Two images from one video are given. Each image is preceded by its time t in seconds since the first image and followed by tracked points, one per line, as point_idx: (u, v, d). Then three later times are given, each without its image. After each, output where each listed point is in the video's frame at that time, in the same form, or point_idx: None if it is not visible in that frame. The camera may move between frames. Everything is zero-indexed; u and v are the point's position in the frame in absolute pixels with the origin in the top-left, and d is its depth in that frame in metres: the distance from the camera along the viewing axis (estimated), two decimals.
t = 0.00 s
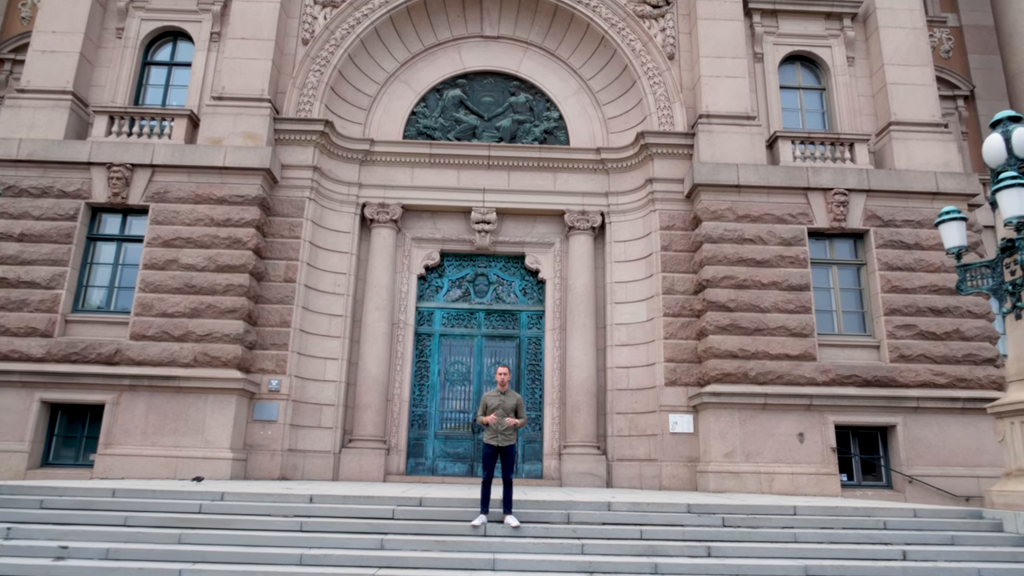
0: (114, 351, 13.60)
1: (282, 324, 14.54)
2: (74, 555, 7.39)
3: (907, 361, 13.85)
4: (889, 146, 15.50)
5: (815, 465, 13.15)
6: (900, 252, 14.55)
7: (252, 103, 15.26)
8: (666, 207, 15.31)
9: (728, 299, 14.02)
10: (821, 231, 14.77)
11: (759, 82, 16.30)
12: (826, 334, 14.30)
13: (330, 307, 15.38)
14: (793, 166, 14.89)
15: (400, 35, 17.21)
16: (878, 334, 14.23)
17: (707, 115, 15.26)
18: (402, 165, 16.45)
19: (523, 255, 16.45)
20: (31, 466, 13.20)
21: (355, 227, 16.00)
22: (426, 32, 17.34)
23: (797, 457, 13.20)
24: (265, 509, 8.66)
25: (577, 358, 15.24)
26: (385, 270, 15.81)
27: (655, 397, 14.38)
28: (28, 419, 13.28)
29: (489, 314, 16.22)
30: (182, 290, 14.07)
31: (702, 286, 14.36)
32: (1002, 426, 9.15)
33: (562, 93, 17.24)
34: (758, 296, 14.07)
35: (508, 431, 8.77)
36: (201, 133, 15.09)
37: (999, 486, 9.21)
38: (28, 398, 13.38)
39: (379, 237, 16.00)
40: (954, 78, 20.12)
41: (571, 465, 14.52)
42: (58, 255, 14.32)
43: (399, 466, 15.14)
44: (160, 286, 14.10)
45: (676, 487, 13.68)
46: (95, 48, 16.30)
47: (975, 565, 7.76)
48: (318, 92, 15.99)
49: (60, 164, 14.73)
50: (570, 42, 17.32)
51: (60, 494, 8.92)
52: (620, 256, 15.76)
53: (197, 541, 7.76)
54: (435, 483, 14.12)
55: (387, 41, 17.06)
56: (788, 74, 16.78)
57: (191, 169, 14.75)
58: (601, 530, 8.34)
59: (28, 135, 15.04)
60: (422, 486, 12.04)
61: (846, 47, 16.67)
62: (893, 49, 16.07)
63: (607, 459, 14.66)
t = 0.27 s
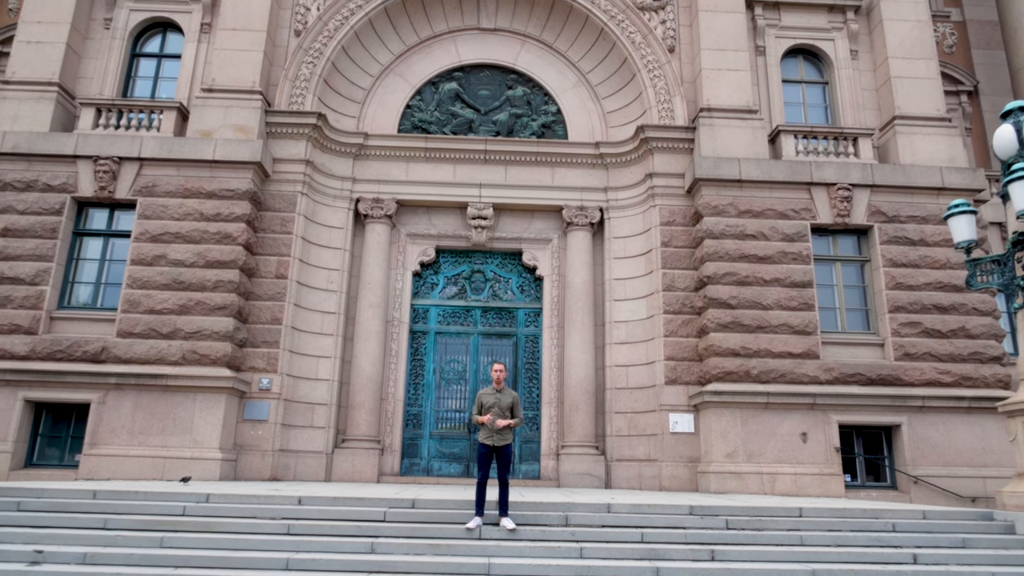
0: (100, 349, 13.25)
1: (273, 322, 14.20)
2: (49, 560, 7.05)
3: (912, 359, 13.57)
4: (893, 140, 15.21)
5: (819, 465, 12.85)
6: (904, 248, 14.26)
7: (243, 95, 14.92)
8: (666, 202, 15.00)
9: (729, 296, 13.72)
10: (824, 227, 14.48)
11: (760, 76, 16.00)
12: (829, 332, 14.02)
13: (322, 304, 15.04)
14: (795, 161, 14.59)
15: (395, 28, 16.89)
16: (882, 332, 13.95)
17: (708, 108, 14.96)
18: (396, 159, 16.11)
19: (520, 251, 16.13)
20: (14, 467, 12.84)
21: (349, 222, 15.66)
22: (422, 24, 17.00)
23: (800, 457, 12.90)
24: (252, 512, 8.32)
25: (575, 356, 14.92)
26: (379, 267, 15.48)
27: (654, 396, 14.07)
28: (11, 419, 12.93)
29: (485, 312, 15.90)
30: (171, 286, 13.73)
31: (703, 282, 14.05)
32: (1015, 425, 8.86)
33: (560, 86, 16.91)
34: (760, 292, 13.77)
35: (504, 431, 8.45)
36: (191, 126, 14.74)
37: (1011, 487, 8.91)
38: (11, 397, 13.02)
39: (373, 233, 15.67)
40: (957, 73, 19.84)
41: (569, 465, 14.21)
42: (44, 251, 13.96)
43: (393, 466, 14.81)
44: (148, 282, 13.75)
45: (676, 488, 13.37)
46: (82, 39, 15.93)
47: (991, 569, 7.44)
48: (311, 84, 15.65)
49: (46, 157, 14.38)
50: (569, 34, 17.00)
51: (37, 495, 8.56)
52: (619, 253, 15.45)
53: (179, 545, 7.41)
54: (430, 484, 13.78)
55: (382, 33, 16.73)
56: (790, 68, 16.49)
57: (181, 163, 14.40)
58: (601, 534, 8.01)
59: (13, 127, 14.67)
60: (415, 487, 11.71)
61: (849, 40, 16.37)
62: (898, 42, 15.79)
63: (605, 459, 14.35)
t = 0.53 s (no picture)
0: (86, 345, 12.91)
1: (264, 318, 13.86)
2: (21, 564, 6.71)
3: (918, 357, 13.27)
4: (898, 134, 14.91)
5: (823, 465, 12.55)
6: (910, 243, 13.96)
7: (234, 86, 14.57)
8: (666, 196, 14.68)
9: (731, 292, 13.41)
10: (828, 221, 14.18)
11: (763, 68, 15.69)
12: (833, 329, 13.72)
13: (315, 300, 14.70)
14: (798, 154, 14.28)
15: (391, 19, 16.55)
16: (887, 329, 13.65)
17: (709, 101, 14.64)
18: (391, 152, 15.78)
19: (518, 247, 15.81)
20: None
21: (342, 216, 15.32)
22: (418, 15, 16.66)
23: (804, 457, 12.59)
24: (236, 513, 7.98)
25: (573, 353, 14.60)
26: (374, 262, 15.14)
27: (655, 394, 13.75)
28: None
29: (482, 308, 15.58)
30: (159, 280, 13.38)
31: (704, 278, 13.74)
32: None
33: (559, 78, 16.57)
34: (763, 288, 13.47)
35: (500, 428, 8.11)
36: (180, 117, 14.40)
37: None
38: None
39: (367, 227, 15.33)
40: (961, 67, 19.52)
41: (567, 465, 13.89)
42: (29, 244, 13.61)
43: (388, 466, 14.47)
44: (135, 277, 13.40)
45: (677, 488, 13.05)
46: (70, 29, 15.57)
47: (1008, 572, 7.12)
48: (304, 75, 15.31)
49: (31, 148, 14.02)
50: (567, 26, 16.67)
51: (12, 495, 8.21)
52: (619, 248, 15.13)
53: (159, 548, 7.08)
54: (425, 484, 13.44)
55: (376, 24, 16.39)
56: (793, 60, 16.18)
57: (170, 155, 14.06)
58: (602, 536, 7.68)
59: None
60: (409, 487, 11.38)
61: (853, 32, 16.07)
62: (902, 33, 15.49)
63: (604, 459, 14.03)
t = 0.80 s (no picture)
0: (71, 340, 12.53)
1: (255, 312, 13.50)
2: None
3: (925, 353, 12.96)
4: (905, 125, 14.57)
5: (828, 464, 12.22)
6: (916, 237, 13.64)
7: (224, 74, 14.19)
8: (667, 189, 14.34)
9: (734, 286, 13.08)
10: (833, 214, 13.85)
11: (766, 58, 15.34)
12: (838, 324, 13.39)
13: (307, 294, 14.34)
14: (803, 145, 13.94)
15: (386, 7, 16.18)
16: (893, 324, 13.32)
17: (712, 91, 14.29)
18: (386, 143, 15.40)
19: (515, 241, 15.46)
20: None
21: (335, 209, 14.95)
22: (413, 4, 16.27)
23: (809, 456, 12.26)
24: (220, 514, 7.62)
25: (572, 349, 14.25)
26: (368, 256, 14.78)
27: (655, 391, 13.41)
28: None
29: (478, 303, 15.23)
30: (146, 274, 13.00)
31: (706, 272, 13.40)
32: None
33: (558, 69, 16.19)
34: (766, 283, 13.14)
35: (496, 426, 7.77)
36: (169, 107, 14.01)
37: None
38: None
39: (361, 220, 14.96)
40: (967, 59, 19.21)
41: (566, 464, 13.56)
42: (12, 236, 13.22)
43: (382, 465, 14.12)
44: (122, 270, 13.02)
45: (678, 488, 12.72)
46: (56, 16, 15.17)
47: None
48: (296, 64, 14.93)
49: (15, 138, 13.63)
50: (566, 15, 16.30)
51: None
52: (619, 242, 14.79)
53: (136, 552, 6.72)
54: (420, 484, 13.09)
55: (371, 13, 16.01)
56: (796, 51, 15.84)
57: (158, 145, 13.67)
58: (602, 538, 7.34)
59: None
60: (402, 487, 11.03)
61: (857, 22, 15.72)
62: (909, 23, 15.15)
63: (604, 457, 13.69)
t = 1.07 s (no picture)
0: (56, 335, 12.19)
1: (246, 307, 13.17)
2: None
3: (932, 349, 12.67)
4: (911, 117, 14.27)
5: (834, 463, 11.93)
6: (923, 231, 13.35)
7: (215, 63, 13.85)
8: (669, 181, 14.02)
9: (737, 281, 12.78)
10: (838, 208, 13.55)
11: (769, 49, 15.03)
12: (843, 320, 13.10)
13: (300, 289, 14.01)
14: (807, 137, 13.64)
15: None
16: (900, 320, 13.04)
17: (714, 82, 13.98)
18: (381, 135, 15.07)
19: (513, 235, 15.14)
20: None
21: (330, 202, 14.62)
22: None
23: (814, 454, 11.97)
24: (205, 515, 7.30)
25: (571, 345, 13.94)
26: (362, 249, 14.45)
27: (656, 388, 13.11)
28: None
29: (475, 299, 14.92)
30: (134, 267, 12.67)
31: (708, 267, 13.10)
32: None
33: (557, 59, 15.85)
34: (770, 277, 12.84)
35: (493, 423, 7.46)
36: (158, 96, 13.67)
37: None
38: None
39: (356, 213, 14.63)
40: (972, 52, 18.90)
41: (565, 463, 13.25)
42: None
43: (376, 463, 13.80)
44: (109, 263, 12.67)
45: (680, 487, 12.42)
46: (43, 4, 14.80)
47: None
48: (289, 54, 14.59)
49: None
50: (565, 5, 15.96)
51: None
52: (619, 236, 14.48)
53: (115, 555, 6.40)
54: (415, 483, 12.78)
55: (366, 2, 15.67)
56: (799, 42, 15.53)
57: (147, 135, 13.33)
58: (604, 541, 7.04)
59: None
60: (396, 486, 10.71)
61: (863, 12, 15.41)
62: (915, 13, 14.84)
63: (603, 456, 13.39)
